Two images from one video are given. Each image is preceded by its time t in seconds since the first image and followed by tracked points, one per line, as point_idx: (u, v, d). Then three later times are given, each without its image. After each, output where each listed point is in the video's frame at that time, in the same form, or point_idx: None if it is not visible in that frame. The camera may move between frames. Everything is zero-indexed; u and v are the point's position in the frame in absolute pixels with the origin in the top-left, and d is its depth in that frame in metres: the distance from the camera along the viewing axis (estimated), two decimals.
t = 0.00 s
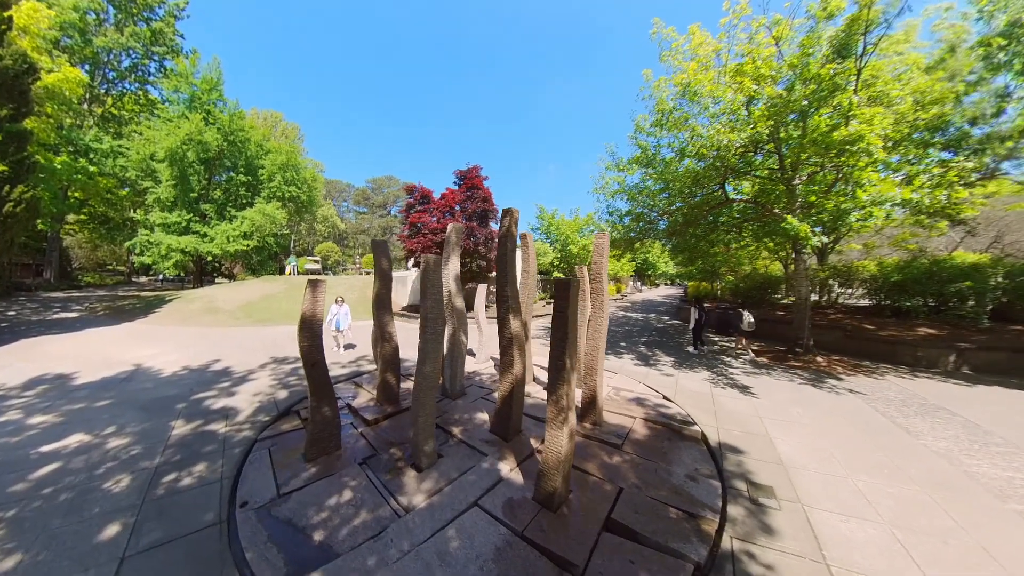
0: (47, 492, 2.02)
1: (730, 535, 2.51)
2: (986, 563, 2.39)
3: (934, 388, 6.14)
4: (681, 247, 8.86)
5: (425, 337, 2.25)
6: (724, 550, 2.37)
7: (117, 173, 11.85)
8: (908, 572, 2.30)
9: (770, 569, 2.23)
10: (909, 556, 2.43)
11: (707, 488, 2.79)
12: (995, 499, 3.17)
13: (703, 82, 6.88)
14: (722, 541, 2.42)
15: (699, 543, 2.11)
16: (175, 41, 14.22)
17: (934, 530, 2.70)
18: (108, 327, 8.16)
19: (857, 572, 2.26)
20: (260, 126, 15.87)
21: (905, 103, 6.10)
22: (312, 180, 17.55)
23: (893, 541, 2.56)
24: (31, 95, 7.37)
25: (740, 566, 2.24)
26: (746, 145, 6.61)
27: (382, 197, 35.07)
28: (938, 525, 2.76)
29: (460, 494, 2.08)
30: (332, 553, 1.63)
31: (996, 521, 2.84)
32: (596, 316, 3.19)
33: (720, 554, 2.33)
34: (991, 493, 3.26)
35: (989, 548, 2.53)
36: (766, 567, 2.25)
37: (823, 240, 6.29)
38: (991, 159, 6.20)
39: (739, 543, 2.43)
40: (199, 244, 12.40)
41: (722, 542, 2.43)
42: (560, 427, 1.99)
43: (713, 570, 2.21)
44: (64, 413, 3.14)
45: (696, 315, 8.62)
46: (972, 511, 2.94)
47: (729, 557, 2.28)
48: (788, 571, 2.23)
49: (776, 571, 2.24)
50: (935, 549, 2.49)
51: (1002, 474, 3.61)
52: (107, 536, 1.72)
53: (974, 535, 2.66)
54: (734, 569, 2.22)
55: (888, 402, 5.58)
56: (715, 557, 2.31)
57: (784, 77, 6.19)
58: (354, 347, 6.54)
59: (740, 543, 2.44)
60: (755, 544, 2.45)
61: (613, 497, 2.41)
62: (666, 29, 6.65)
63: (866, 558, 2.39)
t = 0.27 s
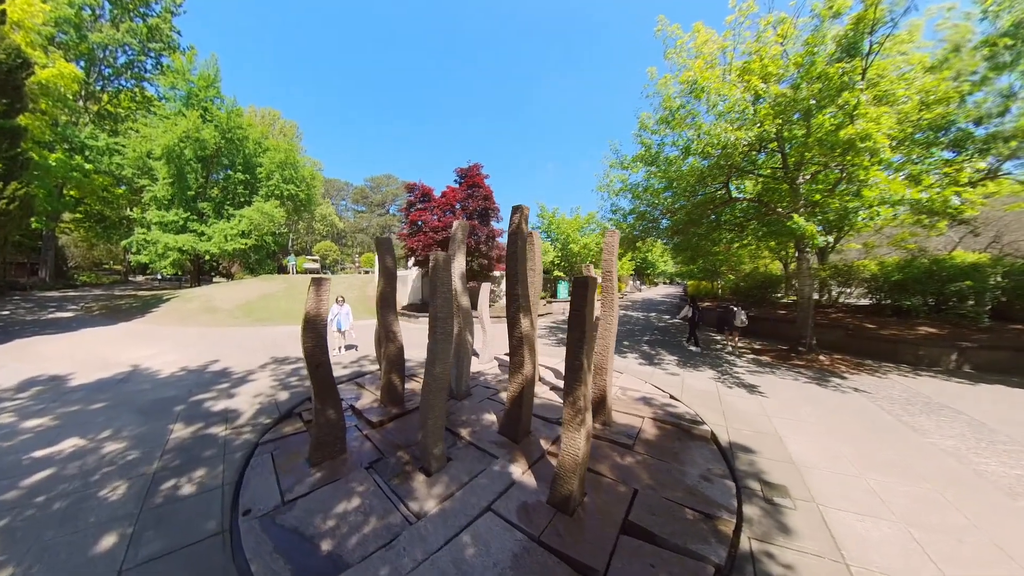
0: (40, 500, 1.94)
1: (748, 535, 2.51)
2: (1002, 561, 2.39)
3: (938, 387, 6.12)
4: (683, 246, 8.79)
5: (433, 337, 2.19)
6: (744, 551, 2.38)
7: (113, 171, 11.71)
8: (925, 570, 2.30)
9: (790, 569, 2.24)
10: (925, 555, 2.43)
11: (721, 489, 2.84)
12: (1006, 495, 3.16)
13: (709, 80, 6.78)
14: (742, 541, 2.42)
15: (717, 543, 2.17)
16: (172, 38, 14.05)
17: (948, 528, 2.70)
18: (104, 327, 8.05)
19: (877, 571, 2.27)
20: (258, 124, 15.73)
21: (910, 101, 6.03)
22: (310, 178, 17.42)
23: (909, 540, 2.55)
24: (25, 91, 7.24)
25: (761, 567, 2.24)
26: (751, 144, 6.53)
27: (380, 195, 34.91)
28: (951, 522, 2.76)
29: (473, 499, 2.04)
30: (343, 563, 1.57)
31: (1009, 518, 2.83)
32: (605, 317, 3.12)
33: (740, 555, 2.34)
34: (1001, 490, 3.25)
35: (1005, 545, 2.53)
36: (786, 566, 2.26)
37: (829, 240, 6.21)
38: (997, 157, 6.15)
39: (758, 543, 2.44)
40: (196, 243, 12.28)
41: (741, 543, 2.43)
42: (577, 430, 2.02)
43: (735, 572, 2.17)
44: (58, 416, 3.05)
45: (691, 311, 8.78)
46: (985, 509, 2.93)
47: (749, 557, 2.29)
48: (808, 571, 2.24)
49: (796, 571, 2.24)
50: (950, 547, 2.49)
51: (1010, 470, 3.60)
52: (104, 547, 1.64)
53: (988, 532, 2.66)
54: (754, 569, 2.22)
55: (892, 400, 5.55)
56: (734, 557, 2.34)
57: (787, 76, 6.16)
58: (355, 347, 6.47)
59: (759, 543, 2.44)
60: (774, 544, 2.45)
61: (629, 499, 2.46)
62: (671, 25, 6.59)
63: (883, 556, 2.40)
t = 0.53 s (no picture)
0: (33, 508, 1.86)
1: (765, 536, 2.51)
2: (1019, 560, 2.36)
3: (942, 386, 6.09)
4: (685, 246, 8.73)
5: (442, 338, 2.13)
6: (761, 552, 2.39)
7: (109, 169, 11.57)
8: (942, 570, 2.27)
9: (810, 570, 2.23)
10: (941, 554, 2.41)
11: (734, 489, 2.88)
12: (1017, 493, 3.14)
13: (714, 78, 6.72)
14: (759, 543, 2.43)
15: (735, 545, 2.24)
16: (169, 35, 13.91)
17: (963, 526, 2.67)
18: (100, 326, 7.94)
19: (895, 571, 2.25)
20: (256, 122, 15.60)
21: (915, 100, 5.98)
22: (308, 176, 17.29)
23: (924, 539, 2.53)
24: (20, 87, 7.12)
25: (780, 568, 2.25)
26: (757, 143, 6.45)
27: (379, 194, 34.76)
28: (965, 521, 2.73)
29: (485, 503, 2.00)
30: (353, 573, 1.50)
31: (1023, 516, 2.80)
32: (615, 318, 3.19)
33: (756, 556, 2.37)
34: (1013, 487, 3.22)
35: (1020, 544, 2.50)
36: (805, 567, 2.26)
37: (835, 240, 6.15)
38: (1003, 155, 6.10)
39: (775, 544, 2.44)
40: (194, 242, 12.17)
41: (758, 545, 2.44)
42: (593, 432, 2.05)
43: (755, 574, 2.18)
44: (53, 419, 2.97)
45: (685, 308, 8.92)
46: (998, 507, 2.90)
47: (767, 558, 2.30)
48: (827, 571, 2.23)
49: (816, 572, 2.23)
50: (965, 546, 2.46)
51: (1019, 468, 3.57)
52: (100, 558, 1.57)
53: (1002, 531, 2.63)
54: (774, 570, 2.23)
55: (897, 399, 5.51)
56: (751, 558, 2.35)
57: (792, 74, 6.14)
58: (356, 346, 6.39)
59: (776, 543, 2.44)
60: (791, 545, 2.44)
61: (644, 502, 2.52)
62: (675, 23, 6.53)
63: (901, 556, 2.37)
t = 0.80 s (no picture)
0: (22, 518, 1.78)
1: (781, 540, 2.49)
2: None
3: (948, 386, 6.03)
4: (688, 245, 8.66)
5: (450, 338, 2.05)
6: (778, 555, 2.37)
7: (106, 167, 11.44)
8: (958, 570, 2.24)
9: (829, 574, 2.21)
10: (957, 554, 2.37)
11: (748, 490, 2.86)
12: None
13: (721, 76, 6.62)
14: (776, 546, 2.40)
15: (751, 548, 2.20)
16: (166, 32, 13.77)
17: (976, 526, 2.63)
18: (96, 326, 7.83)
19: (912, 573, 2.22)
20: (254, 120, 15.47)
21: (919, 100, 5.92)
22: (307, 174, 17.16)
23: (939, 540, 2.48)
24: (14, 83, 7.00)
25: (799, 571, 2.23)
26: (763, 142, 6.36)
27: (378, 193, 34.62)
28: (978, 521, 2.69)
29: (496, 509, 1.94)
30: None
31: None
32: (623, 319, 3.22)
33: (774, 558, 2.34)
34: None
35: None
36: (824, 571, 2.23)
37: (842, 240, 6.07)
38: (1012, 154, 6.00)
39: (792, 548, 2.41)
40: (192, 241, 12.05)
41: (776, 548, 2.41)
42: (609, 435, 2.04)
43: None
44: (46, 423, 2.88)
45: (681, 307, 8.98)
46: (1011, 507, 2.85)
47: (785, 561, 2.28)
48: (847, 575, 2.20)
49: (835, 575, 2.21)
50: (980, 546, 2.42)
51: None
52: (93, 571, 1.49)
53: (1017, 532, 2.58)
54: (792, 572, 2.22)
55: (903, 399, 5.45)
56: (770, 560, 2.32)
57: (797, 72, 6.07)
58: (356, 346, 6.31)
59: (793, 547, 2.43)
60: (808, 548, 2.42)
61: (658, 505, 2.51)
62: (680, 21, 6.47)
63: (918, 558, 2.33)
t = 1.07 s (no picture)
0: (11, 527, 1.70)
1: (798, 539, 2.44)
2: None
3: (951, 384, 6.00)
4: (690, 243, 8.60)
5: (459, 338, 1.98)
6: (795, 555, 2.32)
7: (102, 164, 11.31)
8: (975, 568, 2.22)
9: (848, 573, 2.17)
10: (973, 552, 2.35)
11: (761, 489, 2.83)
12: None
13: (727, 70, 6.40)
14: (792, 545, 2.36)
15: (768, 547, 2.20)
16: (163, 28, 13.63)
17: (991, 524, 2.60)
18: (92, 326, 7.73)
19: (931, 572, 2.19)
20: (252, 117, 15.33)
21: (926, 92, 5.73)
22: (305, 173, 17.05)
23: (954, 538, 2.46)
24: (8, 79, 6.88)
25: (817, 571, 2.18)
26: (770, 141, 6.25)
27: (377, 192, 34.48)
28: (992, 519, 2.66)
29: (508, 513, 1.90)
30: None
31: None
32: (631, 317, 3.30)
33: (792, 559, 2.29)
34: None
35: None
36: (843, 570, 2.20)
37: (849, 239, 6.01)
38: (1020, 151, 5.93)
39: (809, 547, 2.37)
40: (189, 239, 11.93)
41: (792, 548, 2.37)
42: (626, 437, 2.05)
43: None
44: (39, 425, 2.80)
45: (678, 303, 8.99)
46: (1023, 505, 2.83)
47: (803, 561, 2.24)
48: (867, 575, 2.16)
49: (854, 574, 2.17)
50: (996, 545, 2.40)
51: None
52: None
53: None
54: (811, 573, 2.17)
55: (907, 397, 5.41)
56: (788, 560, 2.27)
57: (802, 72, 6.05)
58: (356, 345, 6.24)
59: (810, 546, 2.38)
60: (825, 547, 2.38)
61: (673, 505, 2.49)
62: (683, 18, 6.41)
63: (935, 556, 2.31)
